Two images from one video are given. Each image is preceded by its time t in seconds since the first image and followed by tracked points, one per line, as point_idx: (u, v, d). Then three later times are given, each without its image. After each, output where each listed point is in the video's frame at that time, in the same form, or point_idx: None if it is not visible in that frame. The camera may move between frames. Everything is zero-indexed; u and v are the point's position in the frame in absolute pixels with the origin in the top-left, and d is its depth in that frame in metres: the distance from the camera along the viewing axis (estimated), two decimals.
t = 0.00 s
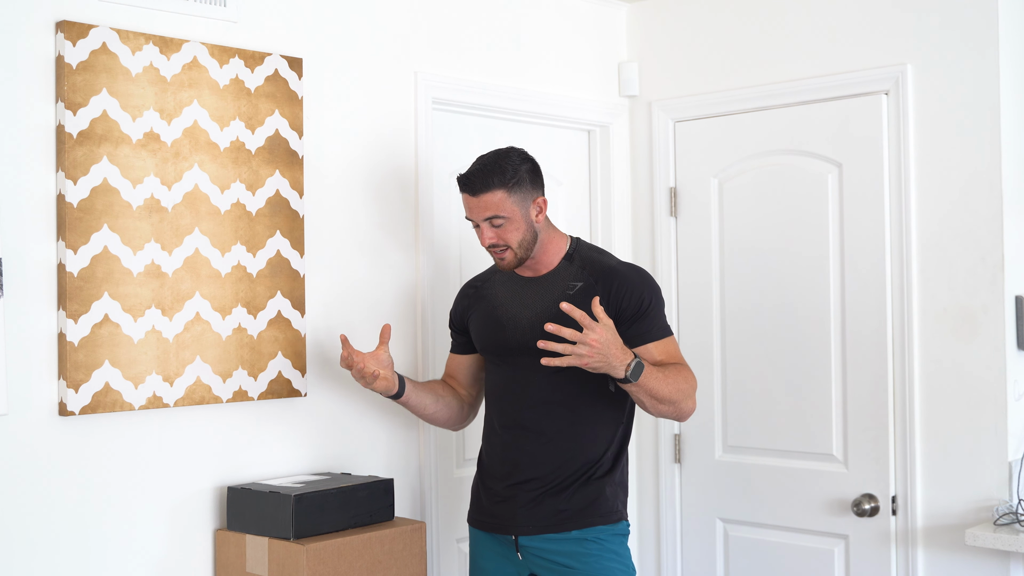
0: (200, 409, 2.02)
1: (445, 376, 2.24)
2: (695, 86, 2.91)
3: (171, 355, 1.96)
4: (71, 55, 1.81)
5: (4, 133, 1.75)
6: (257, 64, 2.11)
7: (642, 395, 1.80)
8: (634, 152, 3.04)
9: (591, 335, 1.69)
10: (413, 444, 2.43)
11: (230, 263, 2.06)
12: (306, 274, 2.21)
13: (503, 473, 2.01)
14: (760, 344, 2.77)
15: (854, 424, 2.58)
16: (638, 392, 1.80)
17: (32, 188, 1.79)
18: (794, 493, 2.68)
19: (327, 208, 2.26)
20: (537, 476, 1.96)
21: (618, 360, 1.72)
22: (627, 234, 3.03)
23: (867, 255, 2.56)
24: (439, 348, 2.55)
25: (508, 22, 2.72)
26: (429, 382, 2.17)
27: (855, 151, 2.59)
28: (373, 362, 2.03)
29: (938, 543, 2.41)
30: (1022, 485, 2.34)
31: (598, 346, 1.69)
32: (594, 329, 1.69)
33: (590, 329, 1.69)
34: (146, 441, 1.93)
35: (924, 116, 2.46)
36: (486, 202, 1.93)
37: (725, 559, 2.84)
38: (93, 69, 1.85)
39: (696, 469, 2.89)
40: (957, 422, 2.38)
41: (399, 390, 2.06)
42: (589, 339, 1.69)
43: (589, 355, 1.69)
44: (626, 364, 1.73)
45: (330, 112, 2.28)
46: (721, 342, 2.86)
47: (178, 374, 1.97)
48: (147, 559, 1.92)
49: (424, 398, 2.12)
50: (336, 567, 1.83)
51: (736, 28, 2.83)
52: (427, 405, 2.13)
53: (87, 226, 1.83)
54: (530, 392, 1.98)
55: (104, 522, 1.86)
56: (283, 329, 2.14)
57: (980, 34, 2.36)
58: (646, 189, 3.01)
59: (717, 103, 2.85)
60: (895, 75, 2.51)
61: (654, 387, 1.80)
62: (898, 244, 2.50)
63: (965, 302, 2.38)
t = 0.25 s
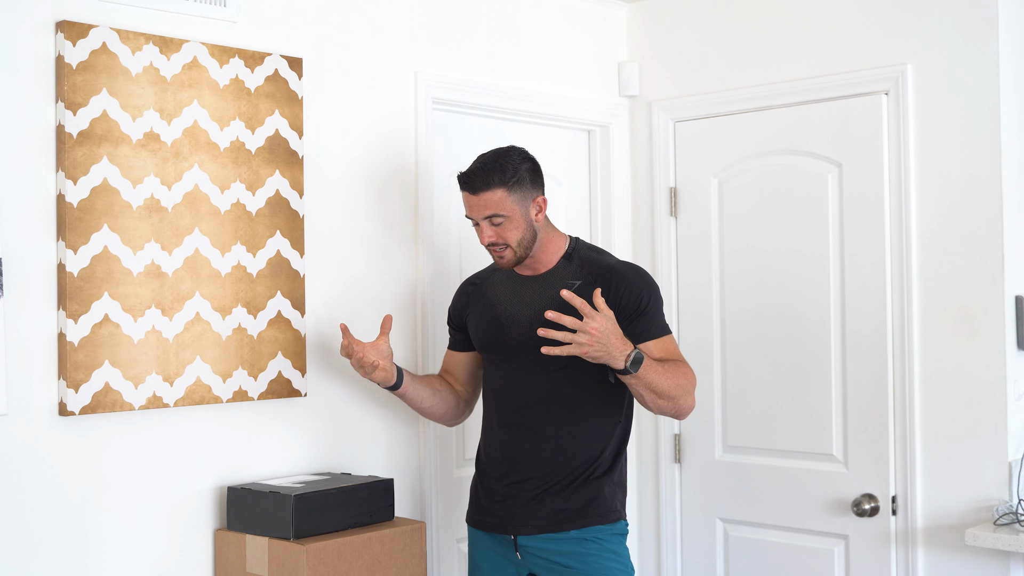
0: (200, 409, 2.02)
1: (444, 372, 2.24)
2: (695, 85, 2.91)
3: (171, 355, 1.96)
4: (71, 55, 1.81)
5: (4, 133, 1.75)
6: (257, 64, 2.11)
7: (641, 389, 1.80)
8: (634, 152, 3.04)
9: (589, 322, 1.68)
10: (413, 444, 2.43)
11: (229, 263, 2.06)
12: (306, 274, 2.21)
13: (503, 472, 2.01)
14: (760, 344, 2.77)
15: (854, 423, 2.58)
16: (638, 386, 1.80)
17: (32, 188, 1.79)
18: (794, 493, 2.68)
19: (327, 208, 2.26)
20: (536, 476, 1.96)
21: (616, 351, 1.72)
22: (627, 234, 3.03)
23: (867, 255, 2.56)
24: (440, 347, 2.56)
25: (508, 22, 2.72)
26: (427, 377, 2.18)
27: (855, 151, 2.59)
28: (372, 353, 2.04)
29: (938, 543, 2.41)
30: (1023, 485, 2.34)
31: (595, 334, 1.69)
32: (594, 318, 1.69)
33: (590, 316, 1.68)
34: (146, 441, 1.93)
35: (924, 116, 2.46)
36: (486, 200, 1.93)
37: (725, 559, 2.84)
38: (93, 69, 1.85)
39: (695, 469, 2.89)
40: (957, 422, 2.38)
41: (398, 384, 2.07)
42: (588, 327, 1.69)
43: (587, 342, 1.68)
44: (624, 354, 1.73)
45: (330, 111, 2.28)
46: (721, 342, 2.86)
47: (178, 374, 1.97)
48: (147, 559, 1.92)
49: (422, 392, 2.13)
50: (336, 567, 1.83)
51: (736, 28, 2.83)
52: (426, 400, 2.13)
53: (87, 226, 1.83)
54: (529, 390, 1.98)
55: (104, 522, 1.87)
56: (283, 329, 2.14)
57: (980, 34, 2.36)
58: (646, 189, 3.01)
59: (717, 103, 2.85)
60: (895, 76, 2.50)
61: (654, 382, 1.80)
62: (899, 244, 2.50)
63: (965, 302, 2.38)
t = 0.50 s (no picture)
0: (200, 409, 2.02)
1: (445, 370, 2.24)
2: (695, 85, 2.91)
3: (171, 355, 1.96)
4: (71, 55, 1.81)
5: (3, 133, 1.76)
6: (257, 64, 2.11)
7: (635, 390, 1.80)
8: (634, 152, 3.04)
9: (582, 324, 1.69)
10: (412, 444, 2.43)
11: (229, 263, 2.06)
12: (306, 275, 2.22)
13: (502, 472, 2.01)
14: (760, 344, 2.77)
15: (854, 423, 2.58)
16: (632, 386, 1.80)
17: (32, 188, 1.79)
18: (794, 493, 2.68)
19: (327, 208, 2.26)
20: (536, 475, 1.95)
21: (609, 351, 1.72)
22: (627, 234, 3.03)
23: (867, 255, 2.56)
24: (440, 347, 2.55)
25: (508, 22, 2.72)
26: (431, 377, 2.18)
27: (855, 151, 2.59)
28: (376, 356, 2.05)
29: (938, 543, 2.41)
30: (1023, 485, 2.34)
31: (589, 333, 1.69)
32: (586, 320, 1.69)
33: (582, 318, 1.68)
34: (146, 441, 1.93)
35: (924, 116, 2.46)
36: (485, 201, 1.93)
37: (725, 559, 2.84)
38: (93, 69, 1.85)
39: (695, 469, 2.89)
40: (957, 422, 2.38)
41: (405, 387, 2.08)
42: (583, 327, 1.69)
43: (581, 343, 1.68)
44: (618, 355, 1.73)
45: (330, 111, 2.28)
46: (721, 342, 2.86)
47: (178, 374, 1.97)
48: (147, 559, 1.92)
49: (427, 393, 2.13)
50: (336, 567, 1.83)
51: (736, 28, 2.83)
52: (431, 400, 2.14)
53: (87, 226, 1.83)
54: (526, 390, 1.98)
55: (104, 522, 1.87)
56: (283, 329, 2.14)
57: (980, 34, 2.36)
58: (646, 189, 3.01)
59: (717, 103, 2.85)
60: (895, 76, 2.50)
61: (649, 381, 1.81)
62: (899, 244, 2.50)
63: (965, 302, 2.38)
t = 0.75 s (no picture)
0: (200, 408, 2.02)
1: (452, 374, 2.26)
2: (695, 85, 2.91)
3: (171, 355, 1.96)
4: (71, 55, 1.81)
5: (3, 133, 1.76)
6: (257, 64, 2.12)
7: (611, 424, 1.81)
8: (634, 152, 3.04)
9: (523, 377, 1.75)
10: (413, 444, 2.43)
11: (229, 263, 2.06)
12: (306, 275, 2.22)
13: (503, 474, 2.01)
14: (760, 344, 2.77)
15: (854, 424, 2.58)
16: (605, 421, 1.81)
17: (32, 188, 1.79)
18: (794, 493, 2.68)
19: (327, 208, 2.26)
20: (536, 477, 1.95)
21: (539, 410, 1.76)
22: (627, 234, 3.03)
23: (867, 255, 2.56)
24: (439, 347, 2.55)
25: (508, 22, 2.72)
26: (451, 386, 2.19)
27: (855, 151, 2.59)
28: (434, 404, 1.98)
29: (938, 543, 2.41)
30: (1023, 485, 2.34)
31: (526, 389, 1.75)
32: (498, 394, 1.73)
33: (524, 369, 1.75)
34: (146, 441, 1.93)
35: (924, 116, 2.46)
36: (503, 161, 2.04)
37: (725, 559, 2.84)
38: (93, 69, 1.85)
39: (695, 469, 2.89)
40: (957, 422, 2.38)
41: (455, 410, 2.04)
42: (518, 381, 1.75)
43: (508, 397, 1.74)
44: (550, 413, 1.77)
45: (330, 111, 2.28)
46: (721, 342, 2.86)
47: (178, 374, 1.97)
48: (147, 559, 1.92)
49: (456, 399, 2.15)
50: (336, 567, 1.83)
51: (736, 27, 2.83)
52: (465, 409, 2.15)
53: (87, 226, 1.83)
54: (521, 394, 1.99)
55: (104, 522, 1.86)
56: (282, 329, 2.14)
57: (979, 34, 2.36)
58: (646, 189, 3.01)
59: (717, 103, 2.85)
60: (895, 75, 2.51)
61: (622, 409, 1.81)
62: (899, 244, 2.50)
63: (965, 302, 2.38)
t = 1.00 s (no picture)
0: (200, 409, 2.02)
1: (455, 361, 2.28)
2: (695, 85, 2.91)
3: (171, 355, 1.96)
4: (71, 55, 1.81)
5: (3, 133, 1.76)
6: (257, 64, 2.12)
7: (606, 402, 1.83)
8: (634, 152, 3.04)
9: (520, 347, 1.77)
10: (412, 444, 2.43)
11: (229, 263, 2.06)
12: (306, 275, 2.22)
13: (501, 471, 2.01)
14: (760, 344, 2.77)
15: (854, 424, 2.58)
16: (599, 398, 1.82)
17: (32, 188, 1.79)
18: (794, 493, 2.68)
19: (327, 208, 2.26)
20: (534, 474, 1.95)
21: (538, 378, 1.78)
22: (627, 234, 3.03)
23: (867, 255, 2.56)
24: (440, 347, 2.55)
25: (508, 22, 2.72)
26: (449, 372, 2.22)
27: (855, 151, 2.59)
28: (416, 381, 2.01)
29: (938, 543, 2.41)
30: (1023, 485, 2.34)
31: (522, 359, 1.77)
32: (495, 362, 1.77)
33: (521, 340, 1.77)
34: (146, 441, 1.93)
35: (924, 116, 2.46)
36: (494, 163, 2.04)
37: (725, 559, 2.84)
38: (93, 69, 1.85)
39: (695, 468, 2.89)
40: (957, 422, 2.38)
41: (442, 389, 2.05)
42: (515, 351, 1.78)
43: (503, 366, 1.77)
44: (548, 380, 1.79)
45: (330, 111, 2.28)
46: (721, 342, 2.86)
47: (178, 374, 1.97)
48: (147, 559, 1.92)
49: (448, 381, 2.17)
50: (336, 567, 1.83)
51: (736, 27, 2.83)
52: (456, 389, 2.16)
53: (87, 226, 1.83)
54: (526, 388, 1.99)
55: (104, 522, 1.87)
56: (282, 329, 2.14)
57: (980, 34, 2.36)
58: (646, 189, 3.01)
59: (717, 103, 2.85)
60: (895, 75, 2.51)
61: (616, 388, 1.82)
62: (899, 244, 2.50)
63: (965, 302, 2.38)
